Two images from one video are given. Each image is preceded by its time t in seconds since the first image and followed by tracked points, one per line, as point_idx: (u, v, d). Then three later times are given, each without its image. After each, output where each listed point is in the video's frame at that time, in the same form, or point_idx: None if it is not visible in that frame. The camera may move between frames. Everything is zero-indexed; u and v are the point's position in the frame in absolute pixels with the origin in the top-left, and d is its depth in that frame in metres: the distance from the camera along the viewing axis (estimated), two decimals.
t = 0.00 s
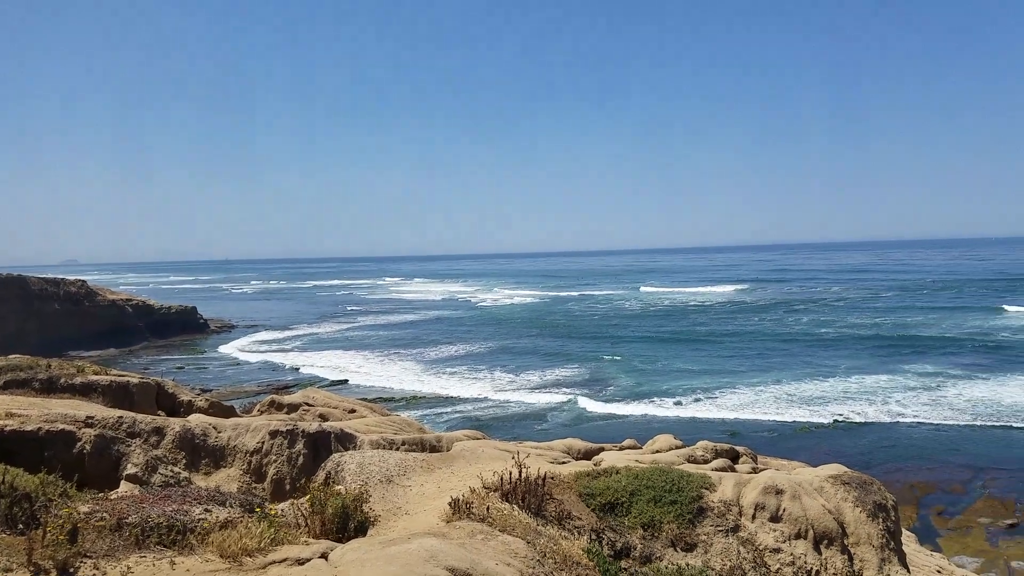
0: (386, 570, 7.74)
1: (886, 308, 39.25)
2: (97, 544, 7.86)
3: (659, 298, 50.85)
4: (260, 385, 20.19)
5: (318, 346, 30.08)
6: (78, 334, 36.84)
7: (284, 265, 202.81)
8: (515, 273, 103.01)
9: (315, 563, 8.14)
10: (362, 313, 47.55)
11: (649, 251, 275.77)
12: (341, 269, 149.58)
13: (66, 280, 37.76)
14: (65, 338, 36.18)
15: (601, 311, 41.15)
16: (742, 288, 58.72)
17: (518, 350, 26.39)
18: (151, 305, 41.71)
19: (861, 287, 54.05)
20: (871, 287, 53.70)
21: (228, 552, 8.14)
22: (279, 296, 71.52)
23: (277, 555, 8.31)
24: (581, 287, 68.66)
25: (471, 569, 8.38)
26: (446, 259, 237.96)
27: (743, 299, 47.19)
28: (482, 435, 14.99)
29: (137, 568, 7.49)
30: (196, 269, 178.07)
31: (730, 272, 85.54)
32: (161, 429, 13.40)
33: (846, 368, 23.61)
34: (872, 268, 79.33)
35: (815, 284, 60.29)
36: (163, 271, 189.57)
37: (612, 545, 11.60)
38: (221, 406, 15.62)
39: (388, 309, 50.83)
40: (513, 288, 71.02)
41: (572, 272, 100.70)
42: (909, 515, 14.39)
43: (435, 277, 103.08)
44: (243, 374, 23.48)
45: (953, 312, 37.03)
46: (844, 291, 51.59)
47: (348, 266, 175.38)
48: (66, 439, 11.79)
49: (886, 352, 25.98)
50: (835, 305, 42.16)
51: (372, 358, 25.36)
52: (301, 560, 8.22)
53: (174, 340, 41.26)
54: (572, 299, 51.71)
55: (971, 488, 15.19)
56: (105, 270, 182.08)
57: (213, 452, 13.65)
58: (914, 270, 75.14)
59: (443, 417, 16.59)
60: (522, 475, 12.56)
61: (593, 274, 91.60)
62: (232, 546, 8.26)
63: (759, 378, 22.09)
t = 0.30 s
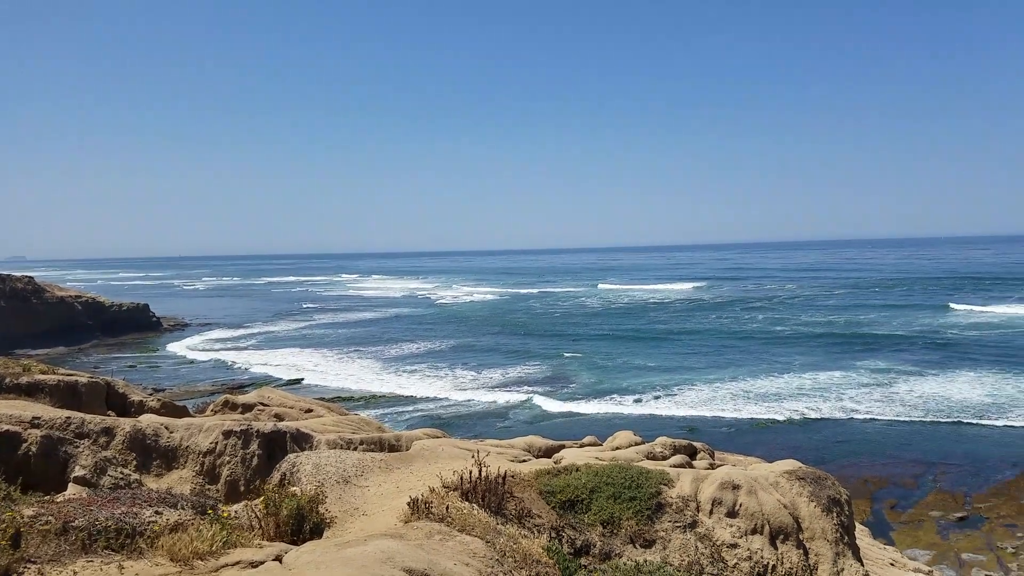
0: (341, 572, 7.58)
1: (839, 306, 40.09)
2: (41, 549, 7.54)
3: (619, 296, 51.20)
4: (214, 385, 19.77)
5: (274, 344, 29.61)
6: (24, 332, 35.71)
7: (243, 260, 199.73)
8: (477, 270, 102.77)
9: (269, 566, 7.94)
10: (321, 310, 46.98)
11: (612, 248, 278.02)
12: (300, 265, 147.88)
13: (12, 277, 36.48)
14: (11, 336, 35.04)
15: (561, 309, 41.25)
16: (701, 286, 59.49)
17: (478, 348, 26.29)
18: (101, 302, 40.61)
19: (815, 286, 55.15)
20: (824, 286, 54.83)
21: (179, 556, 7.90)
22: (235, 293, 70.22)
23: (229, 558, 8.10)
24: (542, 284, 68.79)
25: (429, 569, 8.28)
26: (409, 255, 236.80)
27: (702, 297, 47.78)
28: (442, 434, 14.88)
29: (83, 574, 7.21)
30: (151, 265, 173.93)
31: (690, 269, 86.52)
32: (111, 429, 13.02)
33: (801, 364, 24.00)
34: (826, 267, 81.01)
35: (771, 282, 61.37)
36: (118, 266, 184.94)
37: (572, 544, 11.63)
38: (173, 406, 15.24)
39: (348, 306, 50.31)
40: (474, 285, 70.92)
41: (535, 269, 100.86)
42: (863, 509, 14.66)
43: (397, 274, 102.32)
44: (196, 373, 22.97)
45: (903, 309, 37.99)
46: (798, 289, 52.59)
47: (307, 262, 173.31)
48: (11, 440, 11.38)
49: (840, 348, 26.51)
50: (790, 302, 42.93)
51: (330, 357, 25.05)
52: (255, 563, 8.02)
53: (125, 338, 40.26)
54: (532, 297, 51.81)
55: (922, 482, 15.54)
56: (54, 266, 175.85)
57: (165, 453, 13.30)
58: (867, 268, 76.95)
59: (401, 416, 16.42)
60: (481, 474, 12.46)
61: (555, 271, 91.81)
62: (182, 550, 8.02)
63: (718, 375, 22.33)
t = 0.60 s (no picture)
0: None
1: (800, 308, 40.76)
2: None
3: (585, 297, 51.43)
4: (175, 387, 19.45)
5: (236, 345, 29.23)
6: None
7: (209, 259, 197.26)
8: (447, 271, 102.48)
9: (228, 571, 7.79)
10: (286, 311, 46.50)
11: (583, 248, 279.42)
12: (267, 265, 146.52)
13: None
14: None
15: (528, 311, 41.33)
16: (667, 288, 60.05)
17: (444, 349, 26.22)
18: (58, 303, 39.77)
19: (778, 288, 56.00)
20: (787, 288, 55.71)
21: (136, 561, 7.70)
22: (198, 293, 69.15)
23: (187, 563, 7.93)
24: (509, 285, 68.85)
25: (392, 572, 8.21)
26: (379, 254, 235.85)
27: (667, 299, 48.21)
28: (406, 435, 14.79)
29: None
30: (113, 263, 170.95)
31: (658, 271, 87.27)
32: (67, 432, 12.74)
33: (764, 365, 24.33)
34: (789, 269, 82.29)
35: (735, 284, 62.13)
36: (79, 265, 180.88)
37: (537, 545, 11.63)
38: (132, 409, 14.96)
39: (313, 307, 49.89)
40: (441, 286, 70.80)
41: (503, 270, 101.18)
42: (824, 508, 14.86)
43: (365, 274, 101.63)
44: (156, 375, 22.57)
45: (862, 311, 38.75)
46: (760, 291, 53.38)
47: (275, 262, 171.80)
48: None
49: (801, 349, 26.93)
50: (753, 304, 43.54)
51: (294, 358, 24.81)
52: (214, 568, 7.87)
53: (83, 340, 39.46)
54: (500, 298, 51.86)
55: (881, 481, 15.80)
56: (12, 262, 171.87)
57: (123, 456, 13.04)
58: (829, 271, 78.38)
59: (366, 418, 16.31)
60: (447, 476, 12.38)
61: (524, 272, 91.93)
62: (140, 554, 7.82)
63: (683, 376, 22.54)
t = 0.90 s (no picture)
0: None
1: (770, 307, 41.17)
2: None
3: (559, 296, 51.51)
4: (142, 387, 19.20)
5: (205, 345, 28.90)
6: None
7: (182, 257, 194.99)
8: (422, 270, 102.20)
9: (195, 573, 7.68)
10: (257, 311, 46.06)
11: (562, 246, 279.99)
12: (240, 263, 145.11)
13: None
14: None
15: (501, 310, 41.29)
16: (640, 287, 60.41)
17: (416, 349, 26.12)
18: (22, 302, 39.09)
19: (749, 288, 56.52)
20: (758, 287, 56.26)
21: (101, 563, 7.56)
22: (167, 292, 68.27)
23: (154, 565, 7.81)
24: (484, 285, 68.81)
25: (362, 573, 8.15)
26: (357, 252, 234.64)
27: (640, 298, 48.42)
28: (377, 435, 14.73)
29: None
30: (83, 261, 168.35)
31: (632, 271, 87.64)
32: (31, 433, 12.52)
33: (735, 364, 24.54)
34: (761, 269, 83.21)
35: (708, 283, 62.56)
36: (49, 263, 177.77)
37: (509, 544, 11.60)
38: (98, 409, 14.72)
39: (285, 306, 49.50)
40: (415, 284, 70.66)
41: (479, 269, 101.12)
42: (794, 505, 15.01)
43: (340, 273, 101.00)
44: (123, 375, 22.26)
45: (831, 311, 39.23)
46: (732, 291, 53.83)
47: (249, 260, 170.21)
48: None
49: (771, 348, 27.21)
50: (724, 304, 43.92)
51: (263, 358, 24.60)
52: (181, 570, 7.75)
53: (48, 339, 38.81)
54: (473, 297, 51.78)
55: (850, 478, 15.99)
56: None
57: (88, 457, 12.84)
58: (800, 270, 79.36)
59: (337, 419, 16.23)
60: (418, 476, 12.31)
61: (499, 271, 91.88)
62: (105, 556, 7.66)
63: (655, 375, 22.66)
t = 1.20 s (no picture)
0: None
1: (739, 303, 41.66)
2: None
3: (530, 293, 51.63)
4: (106, 386, 18.84)
5: (171, 343, 28.46)
6: None
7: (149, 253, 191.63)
8: (394, 266, 101.74)
9: None
10: (224, 309, 45.50)
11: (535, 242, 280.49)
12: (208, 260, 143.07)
13: None
14: None
15: (472, 307, 41.29)
16: (612, 284, 60.81)
17: (386, 347, 26.00)
18: None
19: (718, 284, 57.17)
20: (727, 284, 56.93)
21: (61, 567, 7.38)
22: (132, 289, 67.15)
23: (117, 568, 7.64)
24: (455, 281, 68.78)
25: (330, 573, 8.07)
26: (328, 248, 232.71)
27: (610, 295, 48.72)
28: (348, 434, 14.62)
29: None
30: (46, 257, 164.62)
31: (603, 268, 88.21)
32: None
33: (705, 359, 24.80)
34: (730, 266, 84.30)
35: (678, 280, 63.12)
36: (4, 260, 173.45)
37: (481, 541, 11.56)
38: (60, 409, 14.40)
39: (253, 304, 48.96)
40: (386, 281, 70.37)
41: (451, 266, 100.94)
42: (762, 498, 15.20)
43: (311, 270, 100.17)
44: (87, 374, 21.83)
45: (797, 307, 39.81)
46: (701, 287, 54.38)
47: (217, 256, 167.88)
48: None
49: (740, 343, 27.54)
50: (693, 300, 44.37)
51: (231, 357, 24.29)
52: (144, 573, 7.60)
53: (9, 338, 37.93)
54: (445, 295, 51.69)
55: (817, 471, 16.23)
56: None
57: (51, 459, 12.57)
58: (768, 267, 80.54)
59: (307, 418, 16.09)
60: (389, 475, 12.21)
61: (471, 268, 91.87)
62: (66, 560, 7.46)
63: (626, 371, 22.80)
